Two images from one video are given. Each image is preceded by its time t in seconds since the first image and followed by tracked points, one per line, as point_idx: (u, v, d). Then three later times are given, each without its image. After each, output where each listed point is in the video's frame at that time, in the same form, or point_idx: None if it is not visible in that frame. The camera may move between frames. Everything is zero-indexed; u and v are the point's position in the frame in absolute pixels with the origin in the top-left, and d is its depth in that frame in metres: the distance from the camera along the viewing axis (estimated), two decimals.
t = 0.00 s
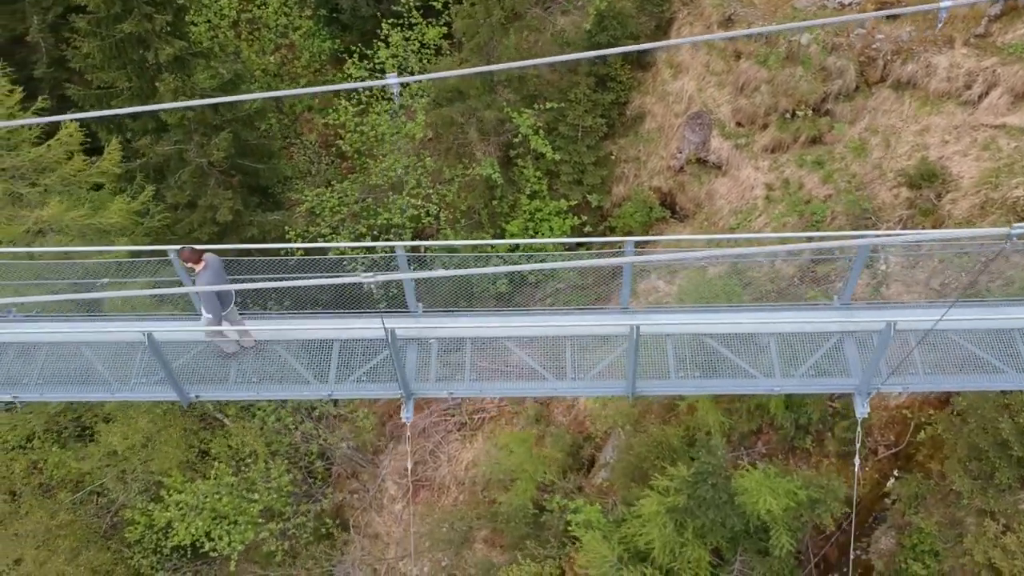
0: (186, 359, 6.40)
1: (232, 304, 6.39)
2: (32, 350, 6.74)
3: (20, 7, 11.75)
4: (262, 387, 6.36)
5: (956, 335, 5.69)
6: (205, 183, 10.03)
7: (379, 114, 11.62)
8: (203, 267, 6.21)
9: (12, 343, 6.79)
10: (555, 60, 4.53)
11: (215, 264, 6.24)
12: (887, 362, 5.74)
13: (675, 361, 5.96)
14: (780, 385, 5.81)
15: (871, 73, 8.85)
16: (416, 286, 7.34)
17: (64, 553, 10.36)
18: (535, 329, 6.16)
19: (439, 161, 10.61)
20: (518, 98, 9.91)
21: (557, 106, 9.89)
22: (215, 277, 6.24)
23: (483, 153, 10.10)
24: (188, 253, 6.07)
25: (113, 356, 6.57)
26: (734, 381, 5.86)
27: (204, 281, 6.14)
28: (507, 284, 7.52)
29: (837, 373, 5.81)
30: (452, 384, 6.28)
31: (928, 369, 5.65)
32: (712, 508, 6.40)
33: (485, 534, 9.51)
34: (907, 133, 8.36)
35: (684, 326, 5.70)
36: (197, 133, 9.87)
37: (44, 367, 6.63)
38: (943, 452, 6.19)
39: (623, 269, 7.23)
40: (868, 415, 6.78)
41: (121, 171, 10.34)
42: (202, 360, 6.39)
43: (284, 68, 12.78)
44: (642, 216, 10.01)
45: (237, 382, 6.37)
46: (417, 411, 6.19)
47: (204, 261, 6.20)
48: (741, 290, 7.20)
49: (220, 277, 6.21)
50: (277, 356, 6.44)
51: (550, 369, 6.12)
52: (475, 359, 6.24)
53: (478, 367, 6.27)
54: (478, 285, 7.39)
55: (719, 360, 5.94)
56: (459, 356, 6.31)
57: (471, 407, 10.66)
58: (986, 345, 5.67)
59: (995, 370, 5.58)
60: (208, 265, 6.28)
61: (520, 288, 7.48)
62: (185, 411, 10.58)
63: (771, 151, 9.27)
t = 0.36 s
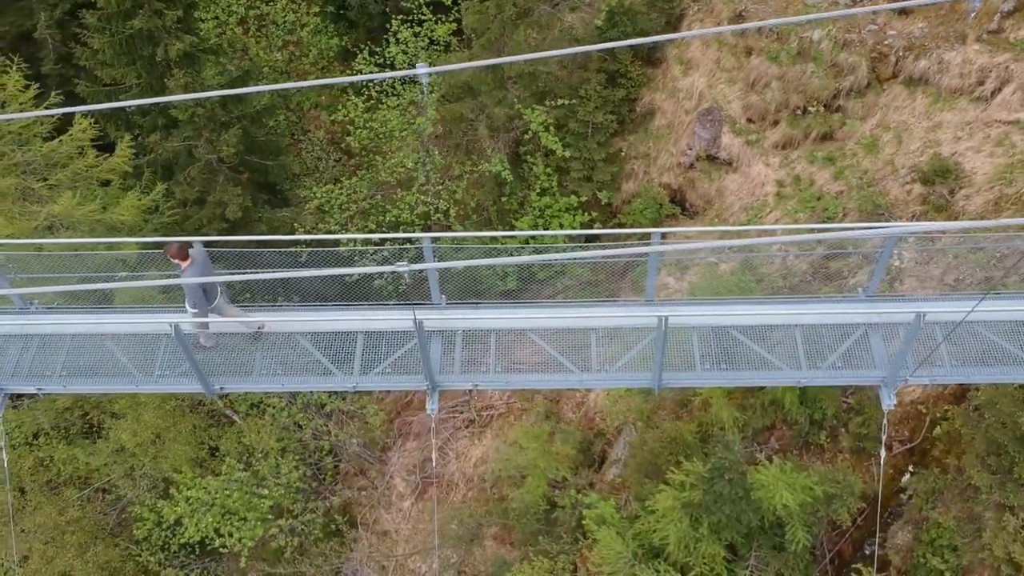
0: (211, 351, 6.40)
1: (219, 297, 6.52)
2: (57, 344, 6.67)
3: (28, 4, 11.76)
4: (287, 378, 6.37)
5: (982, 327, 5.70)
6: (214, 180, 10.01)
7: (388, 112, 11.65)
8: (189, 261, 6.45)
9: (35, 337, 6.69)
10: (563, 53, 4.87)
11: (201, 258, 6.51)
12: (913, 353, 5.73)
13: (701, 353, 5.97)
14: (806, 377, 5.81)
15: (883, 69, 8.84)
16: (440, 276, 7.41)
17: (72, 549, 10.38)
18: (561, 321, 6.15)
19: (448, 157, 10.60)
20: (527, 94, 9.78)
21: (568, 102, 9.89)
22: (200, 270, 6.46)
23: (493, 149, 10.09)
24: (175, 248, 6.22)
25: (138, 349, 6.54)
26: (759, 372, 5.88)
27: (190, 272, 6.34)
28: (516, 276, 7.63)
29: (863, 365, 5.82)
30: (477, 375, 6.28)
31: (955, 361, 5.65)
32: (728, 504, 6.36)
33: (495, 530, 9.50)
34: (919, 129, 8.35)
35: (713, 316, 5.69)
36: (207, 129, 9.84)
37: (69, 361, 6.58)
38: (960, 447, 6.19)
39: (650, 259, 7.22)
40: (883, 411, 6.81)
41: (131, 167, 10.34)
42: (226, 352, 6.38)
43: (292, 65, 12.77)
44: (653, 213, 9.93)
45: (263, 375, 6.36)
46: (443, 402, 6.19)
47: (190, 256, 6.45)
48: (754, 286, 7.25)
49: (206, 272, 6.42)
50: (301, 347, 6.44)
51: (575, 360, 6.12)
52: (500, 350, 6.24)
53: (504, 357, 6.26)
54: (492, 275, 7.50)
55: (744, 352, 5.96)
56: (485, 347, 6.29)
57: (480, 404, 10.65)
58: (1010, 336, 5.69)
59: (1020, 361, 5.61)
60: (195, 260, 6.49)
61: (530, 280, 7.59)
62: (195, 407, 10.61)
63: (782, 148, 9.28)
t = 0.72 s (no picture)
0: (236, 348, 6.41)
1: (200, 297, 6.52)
2: (82, 341, 6.68)
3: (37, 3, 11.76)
4: (312, 376, 6.38)
5: (1005, 325, 5.72)
6: (223, 179, 9.99)
7: (397, 112, 11.67)
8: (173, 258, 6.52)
9: (61, 334, 6.68)
10: (576, 53, 4.96)
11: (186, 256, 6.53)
12: (937, 352, 5.77)
13: (725, 351, 5.99)
14: (832, 375, 5.82)
15: (894, 69, 8.85)
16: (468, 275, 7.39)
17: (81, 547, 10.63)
18: (585, 318, 6.14)
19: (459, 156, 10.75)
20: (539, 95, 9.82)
21: (579, 101, 9.85)
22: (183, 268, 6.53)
23: (503, 148, 10.10)
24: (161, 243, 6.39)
25: (163, 347, 6.56)
26: (784, 370, 5.90)
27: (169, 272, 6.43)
28: (526, 277, 7.75)
29: (886, 363, 5.84)
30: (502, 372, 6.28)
31: (979, 359, 5.67)
32: (743, 502, 6.34)
33: (505, 529, 9.51)
34: (930, 129, 8.36)
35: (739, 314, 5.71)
36: (217, 129, 9.80)
37: (95, 357, 6.58)
38: (976, 446, 6.27)
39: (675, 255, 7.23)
40: (896, 410, 6.84)
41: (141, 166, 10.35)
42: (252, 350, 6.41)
43: (300, 65, 12.79)
44: (662, 212, 9.91)
45: (288, 372, 6.38)
46: (468, 399, 6.19)
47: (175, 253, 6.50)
48: (766, 284, 7.28)
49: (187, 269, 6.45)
50: (326, 345, 6.44)
51: (599, 358, 6.14)
52: (525, 348, 6.25)
53: (529, 355, 6.27)
54: (502, 272, 7.55)
55: (768, 351, 5.98)
56: (509, 345, 6.29)
57: (488, 403, 10.66)
58: None
59: None
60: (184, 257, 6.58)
61: (540, 279, 7.69)
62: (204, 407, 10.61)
63: (792, 148, 9.29)
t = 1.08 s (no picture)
0: (263, 345, 6.47)
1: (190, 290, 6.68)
2: (108, 338, 6.68)
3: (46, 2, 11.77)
4: (337, 373, 6.43)
5: None
6: (234, 178, 10.00)
7: (406, 112, 11.69)
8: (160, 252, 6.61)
9: (87, 332, 6.66)
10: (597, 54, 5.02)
11: (171, 250, 6.63)
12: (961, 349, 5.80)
13: (748, 349, 6.06)
14: (856, 373, 5.87)
15: (905, 68, 8.85)
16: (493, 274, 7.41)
17: (91, 545, 10.70)
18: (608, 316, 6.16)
19: (470, 156, 10.89)
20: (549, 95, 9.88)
21: (590, 101, 9.85)
22: (171, 262, 6.63)
23: (513, 148, 10.12)
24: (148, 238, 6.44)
25: (189, 344, 6.59)
26: (808, 368, 5.96)
27: (158, 268, 6.53)
28: (534, 275, 7.62)
29: (909, 361, 5.89)
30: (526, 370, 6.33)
31: (1003, 357, 5.69)
32: (758, 500, 6.38)
33: (515, 528, 9.53)
34: (941, 128, 8.38)
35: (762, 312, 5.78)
36: (229, 128, 9.79)
37: (122, 355, 6.61)
38: (991, 443, 6.31)
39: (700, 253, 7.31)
40: (909, 408, 6.85)
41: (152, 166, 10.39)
42: (278, 346, 6.45)
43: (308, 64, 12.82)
44: (672, 211, 9.94)
45: (313, 368, 6.42)
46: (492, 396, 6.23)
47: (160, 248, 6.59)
48: (777, 282, 7.27)
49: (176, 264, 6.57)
50: (350, 342, 6.49)
51: (622, 355, 6.19)
52: (548, 344, 6.29)
53: (553, 352, 6.32)
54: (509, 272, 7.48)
55: (793, 348, 6.04)
56: (532, 343, 6.34)
57: (497, 402, 10.67)
58: None
59: None
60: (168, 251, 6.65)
61: (548, 277, 7.57)
62: (214, 406, 10.62)
63: (802, 147, 9.31)
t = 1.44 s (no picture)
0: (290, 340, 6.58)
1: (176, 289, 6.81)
2: (135, 335, 6.82)
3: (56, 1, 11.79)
4: (362, 369, 6.54)
5: None
6: (244, 176, 10.01)
7: (415, 112, 11.72)
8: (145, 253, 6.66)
9: (113, 327, 6.80)
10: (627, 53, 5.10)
11: (157, 250, 6.68)
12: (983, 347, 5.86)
13: (771, 346, 6.12)
14: (878, 369, 5.94)
15: (915, 68, 8.88)
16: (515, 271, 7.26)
17: (101, 543, 10.76)
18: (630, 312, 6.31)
19: (479, 155, 10.89)
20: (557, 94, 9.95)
21: (600, 100, 9.86)
22: (157, 262, 6.70)
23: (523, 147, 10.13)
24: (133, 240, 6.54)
25: (214, 340, 6.73)
26: (832, 365, 5.99)
27: (146, 269, 6.60)
28: (544, 272, 7.61)
29: (931, 358, 5.95)
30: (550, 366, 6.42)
31: None
32: (772, 497, 6.39)
33: (525, 526, 9.56)
34: (951, 128, 8.42)
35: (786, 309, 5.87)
36: (240, 127, 9.83)
37: (147, 350, 6.71)
38: (1006, 441, 6.36)
39: (722, 252, 7.30)
40: (921, 406, 6.93)
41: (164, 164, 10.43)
42: (305, 343, 6.59)
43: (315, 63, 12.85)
44: (681, 210, 10.00)
45: (339, 365, 6.51)
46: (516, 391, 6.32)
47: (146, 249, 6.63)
48: (790, 278, 7.43)
49: (162, 264, 6.67)
50: (375, 339, 6.61)
51: (645, 351, 6.24)
52: (572, 341, 6.37)
53: (575, 349, 6.41)
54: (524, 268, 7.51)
55: (815, 346, 6.09)
56: (555, 340, 6.44)
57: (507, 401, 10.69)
58: None
59: None
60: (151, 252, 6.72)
61: (560, 274, 7.49)
62: (225, 403, 10.65)
63: (812, 147, 9.34)
